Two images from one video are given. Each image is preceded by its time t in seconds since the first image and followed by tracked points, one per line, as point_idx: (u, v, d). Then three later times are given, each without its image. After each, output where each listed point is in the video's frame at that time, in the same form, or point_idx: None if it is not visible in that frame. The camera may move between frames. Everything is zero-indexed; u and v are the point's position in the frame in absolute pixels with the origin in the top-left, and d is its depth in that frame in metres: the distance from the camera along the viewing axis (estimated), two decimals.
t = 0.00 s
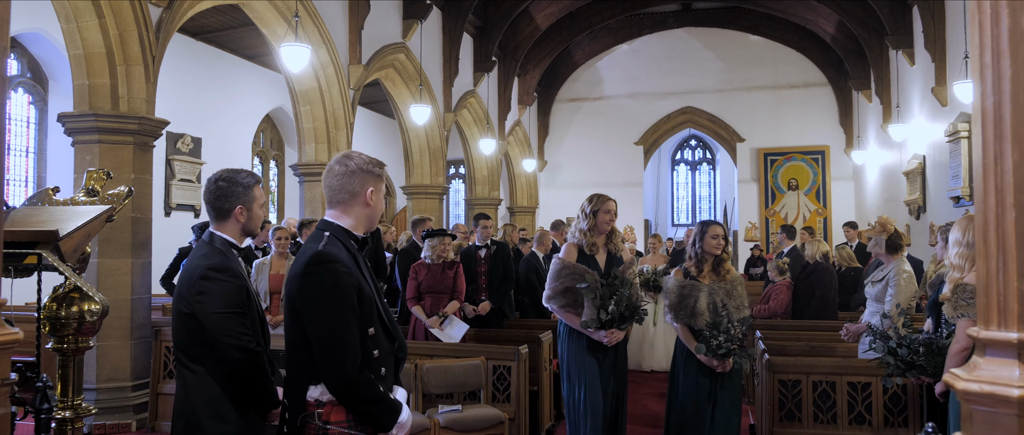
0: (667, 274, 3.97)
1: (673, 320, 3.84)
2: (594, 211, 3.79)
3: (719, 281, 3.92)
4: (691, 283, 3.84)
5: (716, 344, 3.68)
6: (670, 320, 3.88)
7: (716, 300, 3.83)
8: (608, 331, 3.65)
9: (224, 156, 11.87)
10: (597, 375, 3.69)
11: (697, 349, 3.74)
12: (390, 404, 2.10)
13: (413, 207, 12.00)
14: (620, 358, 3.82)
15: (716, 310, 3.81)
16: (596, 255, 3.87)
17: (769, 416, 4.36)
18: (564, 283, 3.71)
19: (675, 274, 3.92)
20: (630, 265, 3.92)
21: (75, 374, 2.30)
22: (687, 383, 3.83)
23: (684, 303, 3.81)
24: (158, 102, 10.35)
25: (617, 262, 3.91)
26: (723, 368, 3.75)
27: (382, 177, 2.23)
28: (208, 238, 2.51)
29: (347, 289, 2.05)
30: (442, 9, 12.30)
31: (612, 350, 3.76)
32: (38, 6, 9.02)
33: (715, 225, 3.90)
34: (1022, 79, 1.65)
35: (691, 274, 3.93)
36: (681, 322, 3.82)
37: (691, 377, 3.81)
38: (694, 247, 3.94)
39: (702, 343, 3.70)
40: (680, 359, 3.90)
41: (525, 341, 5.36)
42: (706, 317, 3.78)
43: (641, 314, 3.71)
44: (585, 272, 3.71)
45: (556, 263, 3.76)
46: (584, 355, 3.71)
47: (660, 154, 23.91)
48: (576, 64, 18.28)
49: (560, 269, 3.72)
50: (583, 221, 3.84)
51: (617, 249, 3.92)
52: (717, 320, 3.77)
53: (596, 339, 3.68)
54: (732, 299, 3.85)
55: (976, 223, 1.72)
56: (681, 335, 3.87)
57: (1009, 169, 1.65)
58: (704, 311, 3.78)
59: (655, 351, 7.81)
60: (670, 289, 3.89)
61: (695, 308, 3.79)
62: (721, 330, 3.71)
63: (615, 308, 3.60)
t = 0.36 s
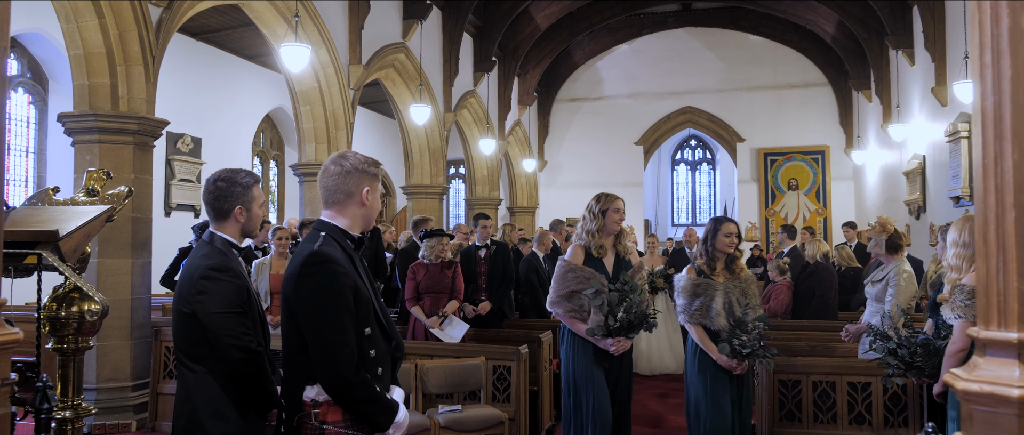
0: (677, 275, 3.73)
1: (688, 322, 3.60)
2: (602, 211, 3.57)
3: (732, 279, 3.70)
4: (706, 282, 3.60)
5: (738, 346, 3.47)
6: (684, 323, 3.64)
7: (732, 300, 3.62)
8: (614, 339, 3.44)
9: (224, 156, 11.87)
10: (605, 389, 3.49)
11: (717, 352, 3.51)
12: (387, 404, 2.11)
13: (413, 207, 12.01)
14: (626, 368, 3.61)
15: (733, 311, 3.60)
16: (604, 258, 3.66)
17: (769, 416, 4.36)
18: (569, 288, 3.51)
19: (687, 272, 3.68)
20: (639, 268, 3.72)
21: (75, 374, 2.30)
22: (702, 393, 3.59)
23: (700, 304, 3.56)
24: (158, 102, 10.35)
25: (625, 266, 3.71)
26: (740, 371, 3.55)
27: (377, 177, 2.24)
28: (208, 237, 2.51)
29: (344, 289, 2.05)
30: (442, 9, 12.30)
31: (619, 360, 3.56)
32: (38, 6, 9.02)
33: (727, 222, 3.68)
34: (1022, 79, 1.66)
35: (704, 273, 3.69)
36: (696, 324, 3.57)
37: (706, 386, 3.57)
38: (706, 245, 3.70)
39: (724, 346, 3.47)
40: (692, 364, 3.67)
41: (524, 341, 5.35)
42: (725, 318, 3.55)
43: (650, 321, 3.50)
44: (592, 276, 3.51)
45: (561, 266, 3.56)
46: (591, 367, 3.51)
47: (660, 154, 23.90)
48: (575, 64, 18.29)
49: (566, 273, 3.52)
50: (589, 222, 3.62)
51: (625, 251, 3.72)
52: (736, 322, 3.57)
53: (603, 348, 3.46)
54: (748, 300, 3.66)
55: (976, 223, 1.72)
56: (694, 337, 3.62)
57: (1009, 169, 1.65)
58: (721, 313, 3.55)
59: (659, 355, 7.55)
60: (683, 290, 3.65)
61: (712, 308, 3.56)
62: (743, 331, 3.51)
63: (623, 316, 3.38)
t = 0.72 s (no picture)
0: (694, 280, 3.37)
1: (711, 331, 3.25)
2: (612, 204, 3.22)
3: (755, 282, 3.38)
4: (729, 286, 3.24)
5: (772, 355, 3.17)
6: (706, 331, 3.29)
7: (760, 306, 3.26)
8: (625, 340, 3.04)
9: (224, 156, 11.86)
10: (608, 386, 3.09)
11: (748, 363, 3.18)
12: (384, 405, 2.11)
13: (413, 207, 12.01)
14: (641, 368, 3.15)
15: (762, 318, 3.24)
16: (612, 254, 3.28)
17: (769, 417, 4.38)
18: (577, 286, 3.11)
19: (707, 276, 3.32)
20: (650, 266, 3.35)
21: (75, 374, 2.30)
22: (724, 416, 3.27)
23: (726, 312, 3.21)
24: (158, 102, 10.35)
25: (635, 263, 3.33)
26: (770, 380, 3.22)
27: (375, 176, 2.23)
28: (208, 238, 2.51)
29: (341, 289, 2.05)
30: (442, 9, 12.31)
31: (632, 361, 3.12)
32: (38, 6, 9.02)
33: (745, 224, 3.40)
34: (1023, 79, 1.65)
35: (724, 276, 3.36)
36: (721, 333, 3.23)
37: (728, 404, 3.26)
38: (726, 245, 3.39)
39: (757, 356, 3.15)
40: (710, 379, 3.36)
41: (524, 342, 5.35)
42: (754, 324, 3.22)
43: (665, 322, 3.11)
44: (602, 273, 3.12)
45: (568, 263, 3.16)
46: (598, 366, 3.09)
47: (660, 154, 23.90)
48: (575, 64, 18.30)
49: (574, 269, 3.12)
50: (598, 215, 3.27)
51: (634, 248, 3.35)
52: (766, 328, 3.23)
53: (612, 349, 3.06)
54: (774, 305, 3.31)
55: (976, 224, 1.72)
56: (718, 346, 3.27)
57: (1009, 169, 1.65)
58: (749, 318, 3.21)
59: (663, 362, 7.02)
60: (703, 296, 3.28)
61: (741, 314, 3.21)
62: (775, 338, 3.19)
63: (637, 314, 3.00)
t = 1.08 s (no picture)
0: (715, 276, 3.20)
1: (734, 330, 3.10)
2: (630, 208, 3.08)
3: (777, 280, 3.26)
4: (756, 283, 3.09)
5: (801, 356, 3.08)
6: (727, 330, 3.13)
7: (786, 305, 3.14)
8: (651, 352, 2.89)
9: (224, 156, 11.87)
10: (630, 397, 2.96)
11: (773, 363, 3.05)
12: (386, 405, 2.11)
13: (413, 207, 12.02)
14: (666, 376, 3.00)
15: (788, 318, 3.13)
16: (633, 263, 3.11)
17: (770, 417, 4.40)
18: (596, 299, 2.95)
19: (729, 272, 3.17)
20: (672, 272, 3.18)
21: (75, 374, 2.30)
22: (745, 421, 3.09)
23: (751, 310, 3.07)
24: (158, 102, 10.35)
25: (657, 270, 3.15)
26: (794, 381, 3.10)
27: (375, 176, 2.23)
28: (208, 237, 2.51)
29: (342, 289, 2.05)
30: (443, 9, 12.31)
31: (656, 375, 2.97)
32: (39, 6, 9.02)
33: (767, 217, 3.26)
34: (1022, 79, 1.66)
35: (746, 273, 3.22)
36: (745, 332, 3.08)
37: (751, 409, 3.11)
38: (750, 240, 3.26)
39: (786, 357, 3.03)
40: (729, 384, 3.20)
41: (524, 341, 5.35)
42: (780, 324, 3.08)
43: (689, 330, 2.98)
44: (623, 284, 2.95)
45: (586, 274, 3.00)
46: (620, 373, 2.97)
47: (660, 155, 23.89)
48: (575, 64, 18.30)
49: (591, 281, 2.97)
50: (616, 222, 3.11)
51: (655, 254, 3.18)
52: (792, 329, 3.14)
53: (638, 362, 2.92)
54: (799, 304, 3.20)
55: (975, 223, 1.72)
56: (740, 345, 3.12)
57: (1009, 169, 1.65)
58: (775, 317, 3.07)
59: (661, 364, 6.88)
60: (727, 293, 3.12)
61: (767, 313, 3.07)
62: (803, 339, 3.11)
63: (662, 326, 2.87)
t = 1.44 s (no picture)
0: (743, 281, 2.93)
1: (764, 339, 2.84)
2: (666, 200, 2.89)
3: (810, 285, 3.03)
4: (786, 289, 2.81)
5: (835, 365, 2.80)
6: (758, 339, 2.88)
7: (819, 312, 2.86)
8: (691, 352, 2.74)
9: (224, 156, 11.87)
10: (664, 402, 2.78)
11: (807, 373, 2.79)
12: (387, 405, 2.11)
13: (413, 207, 12.02)
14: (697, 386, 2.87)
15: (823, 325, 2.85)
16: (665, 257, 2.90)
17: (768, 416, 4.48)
18: (633, 294, 2.73)
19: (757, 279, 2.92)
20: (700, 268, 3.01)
21: (75, 374, 2.30)
22: None
23: (782, 317, 2.79)
24: (158, 102, 10.34)
25: (689, 266, 2.97)
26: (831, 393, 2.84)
27: (376, 176, 2.23)
28: (206, 238, 2.51)
29: (343, 289, 2.05)
30: (443, 9, 12.31)
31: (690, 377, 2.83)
32: (38, 6, 9.02)
33: (802, 222, 3.11)
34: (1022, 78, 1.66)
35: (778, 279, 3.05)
36: (776, 341, 2.82)
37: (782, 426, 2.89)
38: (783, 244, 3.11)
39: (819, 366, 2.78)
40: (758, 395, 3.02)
41: (524, 341, 5.36)
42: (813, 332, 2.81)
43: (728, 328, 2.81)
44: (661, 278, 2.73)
45: (618, 268, 2.79)
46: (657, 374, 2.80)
47: (660, 155, 23.88)
48: (576, 64, 18.30)
49: (627, 274, 2.75)
50: (651, 215, 2.91)
51: (686, 249, 3.00)
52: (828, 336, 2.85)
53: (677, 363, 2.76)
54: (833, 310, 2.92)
55: (976, 223, 1.72)
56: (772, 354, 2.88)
57: (1009, 169, 1.65)
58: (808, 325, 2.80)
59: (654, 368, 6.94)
60: (757, 300, 2.85)
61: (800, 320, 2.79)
62: (838, 347, 2.82)
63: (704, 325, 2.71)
